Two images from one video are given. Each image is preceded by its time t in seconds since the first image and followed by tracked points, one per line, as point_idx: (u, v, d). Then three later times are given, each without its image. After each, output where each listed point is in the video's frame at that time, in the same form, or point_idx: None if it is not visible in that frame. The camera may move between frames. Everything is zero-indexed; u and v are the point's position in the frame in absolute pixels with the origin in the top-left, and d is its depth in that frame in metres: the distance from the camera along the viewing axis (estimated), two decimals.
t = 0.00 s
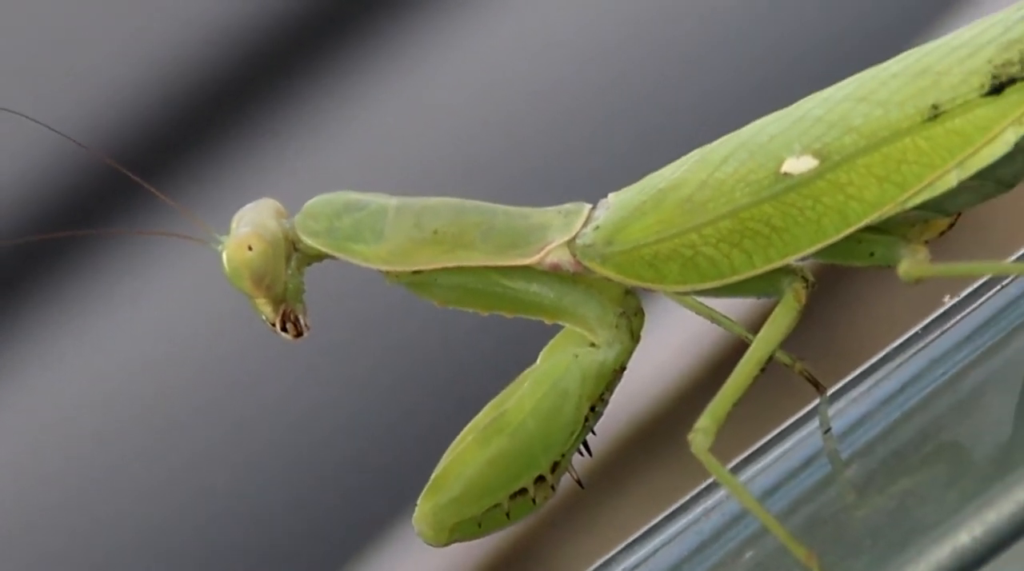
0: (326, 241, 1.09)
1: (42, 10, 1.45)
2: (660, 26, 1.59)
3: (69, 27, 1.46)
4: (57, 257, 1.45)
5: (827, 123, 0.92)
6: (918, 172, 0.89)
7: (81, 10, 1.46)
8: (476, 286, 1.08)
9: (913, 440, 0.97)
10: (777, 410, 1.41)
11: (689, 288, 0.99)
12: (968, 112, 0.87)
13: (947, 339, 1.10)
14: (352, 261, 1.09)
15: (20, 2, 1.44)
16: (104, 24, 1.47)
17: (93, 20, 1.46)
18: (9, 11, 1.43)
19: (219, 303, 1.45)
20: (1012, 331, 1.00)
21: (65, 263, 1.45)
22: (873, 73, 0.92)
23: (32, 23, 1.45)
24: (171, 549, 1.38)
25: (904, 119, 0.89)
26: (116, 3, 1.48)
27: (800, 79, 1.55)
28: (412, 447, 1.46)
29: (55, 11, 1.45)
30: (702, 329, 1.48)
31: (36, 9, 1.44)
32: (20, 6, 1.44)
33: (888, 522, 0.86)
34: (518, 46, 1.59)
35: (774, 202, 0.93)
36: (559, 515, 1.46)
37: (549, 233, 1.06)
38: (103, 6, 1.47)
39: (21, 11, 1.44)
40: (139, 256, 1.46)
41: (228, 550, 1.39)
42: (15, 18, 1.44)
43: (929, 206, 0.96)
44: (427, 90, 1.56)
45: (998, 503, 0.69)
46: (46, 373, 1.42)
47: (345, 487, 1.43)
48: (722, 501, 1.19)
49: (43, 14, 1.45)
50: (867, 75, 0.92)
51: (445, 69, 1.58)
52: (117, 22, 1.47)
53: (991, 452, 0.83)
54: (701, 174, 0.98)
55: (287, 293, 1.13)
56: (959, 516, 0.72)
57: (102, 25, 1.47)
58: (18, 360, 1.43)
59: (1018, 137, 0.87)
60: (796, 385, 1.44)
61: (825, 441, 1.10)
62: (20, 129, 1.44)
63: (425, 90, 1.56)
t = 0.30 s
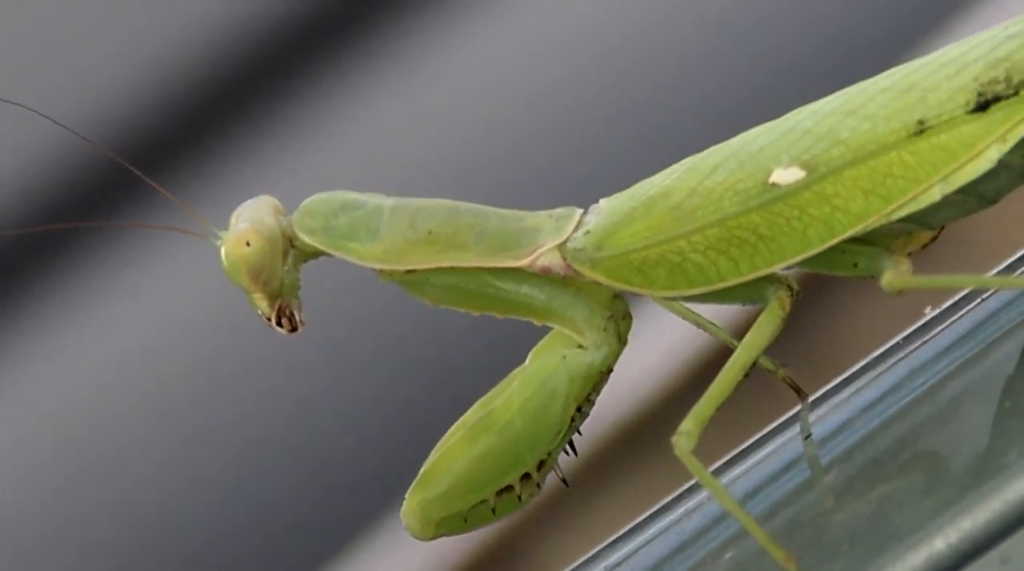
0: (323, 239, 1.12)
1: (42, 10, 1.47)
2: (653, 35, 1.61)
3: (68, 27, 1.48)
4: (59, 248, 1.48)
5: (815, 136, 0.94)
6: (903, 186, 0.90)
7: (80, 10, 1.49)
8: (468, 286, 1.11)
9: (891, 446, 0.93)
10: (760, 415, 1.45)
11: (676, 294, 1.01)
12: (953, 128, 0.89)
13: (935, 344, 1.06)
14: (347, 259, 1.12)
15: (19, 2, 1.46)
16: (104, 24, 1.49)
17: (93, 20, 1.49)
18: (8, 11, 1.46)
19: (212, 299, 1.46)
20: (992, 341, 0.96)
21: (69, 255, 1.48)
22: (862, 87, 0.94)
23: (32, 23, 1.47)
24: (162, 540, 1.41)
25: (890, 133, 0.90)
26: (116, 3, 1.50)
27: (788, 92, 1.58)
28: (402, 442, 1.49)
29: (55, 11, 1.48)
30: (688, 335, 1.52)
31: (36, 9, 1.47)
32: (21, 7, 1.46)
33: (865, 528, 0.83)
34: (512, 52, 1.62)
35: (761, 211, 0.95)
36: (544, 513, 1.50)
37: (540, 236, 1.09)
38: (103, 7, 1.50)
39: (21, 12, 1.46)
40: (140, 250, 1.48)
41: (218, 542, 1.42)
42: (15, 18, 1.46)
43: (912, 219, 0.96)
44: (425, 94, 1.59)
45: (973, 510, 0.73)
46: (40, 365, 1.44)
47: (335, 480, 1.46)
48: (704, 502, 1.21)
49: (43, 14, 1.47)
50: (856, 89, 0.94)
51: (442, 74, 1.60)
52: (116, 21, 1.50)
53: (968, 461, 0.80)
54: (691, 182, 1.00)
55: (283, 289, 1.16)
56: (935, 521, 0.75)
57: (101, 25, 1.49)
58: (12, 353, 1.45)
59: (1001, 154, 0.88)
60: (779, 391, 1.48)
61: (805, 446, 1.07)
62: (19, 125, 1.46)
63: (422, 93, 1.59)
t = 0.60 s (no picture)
0: (319, 236, 1.14)
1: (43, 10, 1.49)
2: (645, 46, 1.65)
3: (68, 28, 1.50)
4: (61, 239, 1.49)
5: (803, 147, 0.97)
6: (889, 199, 0.93)
7: (81, 10, 1.51)
8: (461, 286, 1.13)
9: (869, 454, 0.92)
10: (743, 419, 1.48)
11: (663, 299, 1.04)
12: (938, 143, 0.91)
13: (916, 355, 1.07)
14: (342, 256, 1.14)
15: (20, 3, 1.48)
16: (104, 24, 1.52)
17: (93, 21, 1.51)
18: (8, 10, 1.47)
19: (204, 295, 1.49)
20: (973, 353, 0.95)
21: (70, 245, 1.49)
22: (850, 102, 0.96)
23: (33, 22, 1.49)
24: (151, 531, 1.44)
25: (878, 147, 0.93)
26: (117, 4, 1.53)
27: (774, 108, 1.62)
28: (390, 438, 1.51)
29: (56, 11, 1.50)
30: (675, 339, 1.57)
31: (36, 9, 1.49)
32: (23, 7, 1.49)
33: (841, 532, 0.81)
34: (508, 58, 1.65)
35: (749, 220, 0.98)
36: (529, 511, 1.53)
37: (532, 239, 1.11)
38: (103, 7, 1.52)
39: (21, 12, 1.48)
40: (141, 244, 1.50)
41: (204, 534, 1.45)
42: (15, 17, 1.48)
43: (896, 231, 0.98)
44: (422, 97, 1.62)
45: (949, 517, 0.70)
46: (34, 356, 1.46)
47: (323, 474, 1.48)
48: (686, 503, 1.22)
49: (44, 14, 1.49)
50: (845, 102, 0.96)
51: (437, 77, 1.63)
52: (116, 22, 1.52)
53: (947, 469, 0.78)
54: (680, 190, 1.02)
55: (279, 284, 1.18)
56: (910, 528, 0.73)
57: (101, 25, 1.52)
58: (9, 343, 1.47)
59: (985, 170, 0.90)
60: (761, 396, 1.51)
61: (787, 451, 1.08)
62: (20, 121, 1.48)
63: (419, 96, 1.62)
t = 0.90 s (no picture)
0: (316, 234, 1.17)
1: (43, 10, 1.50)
2: (639, 54, 1.67)
3: (68, 28, 1.51)
4: (64, 230, 1.51)
5: (792, 158, 0.98)
6: (874, 211, 0.95)
7: (80, 10, 1.51)
8: (453, 286, 1.16)
9: (850, 459, 0.95)
10: (726, 422, 1.52)
11: (651, 303, 1.06)
12: (924, 157, 0.93)
13: (898, 363, 1.09)
14: (338, 253, 1.17)
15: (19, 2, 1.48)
16: (104, 25, 1.52)
17: (93, 20, 1.52)
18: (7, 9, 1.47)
19: (199, 290, 1.50)
20: (953, 364, 0.98)
21: (70, 238, 1.51)
22: (838, 114, 0.98)
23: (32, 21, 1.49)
24: (144, 522, 1.47)
25: (865, 159, 0.95)
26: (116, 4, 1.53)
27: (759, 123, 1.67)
28: (381, 433, 1.54)
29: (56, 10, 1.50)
30: (661, 343, 1.60)
31: (36, 9, 1.49)
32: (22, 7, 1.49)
33: (820, 536, 0.85)
34: (503, 63, 1.67)
35: (737, 228, 1.00)
36: (514, 507, 1.57)
37: (525, 241, 1.14)
38: (102, 7, 1.52)
39: (20, 11, 1.48)
40: (140, 236, 1.52)
41: (196, 522, 1.48)
42: (15, 17, 1.48)
43: (882, 243, 1.00)
44: (419, 99, 1.64)
45: (925, 524, 0.71)
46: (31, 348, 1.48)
47: (313, 467, 1.51)
48: (668, 504, 1.25)
49: (44, 14, 1.50)
50: (835, 114, 0.98)
51: (433, 81, 1.65)
52: (116, 22, 1.53)
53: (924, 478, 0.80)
54: (671, 197, 1.05)
55: (276, 279, 1.21)
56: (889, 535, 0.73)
57: (101, 26, 1.53)
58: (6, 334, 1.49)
59: (969, 185, 0.92)
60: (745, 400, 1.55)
61: (769, 454, 1.11)
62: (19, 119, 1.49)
63: (417, 98, 1.64)
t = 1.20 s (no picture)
0: (313, 231, 1.19)
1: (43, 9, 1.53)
2: (631, 63, 1.71)
3: (69, 28, 1.54)
4: (67, 220, 1.54)
5: (781, 169, 1.01)
6: (860, 223, 0.97)
7: (80, 9, 1.54)
8: (446, 285, 1.19)
9: (832, 463, 0.97)
10: (710, 425, 1.55)
11: (640, 307, 1.09)
12: (910, 171, 0.95)
13: (877, 373, 1.13)
14: (335, 251, 1.19)
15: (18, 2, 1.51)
16: (105, 26, 1.55)
17: (94, 21, 1.55)
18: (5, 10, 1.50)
19: (197, 282, 1.53)
20: (932, 375, 1.01)
21: (73, 228, 1.54)
22: (827, 127, 1.01)
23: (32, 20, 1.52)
24: (135, 514, 1.50)
25: (852, 171, 0.97)
26: (116, 5, 1.56)
27: (752, 134, 1.69)
28: (371, 428, 1.57)
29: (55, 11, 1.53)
30: (648, 346, 1.64)
31: (37, 10, 1.52)
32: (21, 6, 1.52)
33: (801, 539, 0.85)
34: (495, 69, 1.70)
35: (725, 236, 1.03)
36: (501, 504, 1.60)
37: (517, 244, 1.17)
38: (103, 8, 1.55)
39: (20, 12, 1.51)
40: (142, 228, 1.55)
41: (187, 514, 1.51)
42: (15, 17, 1.51)
43: (867, 253, 1.02)
44: (417, 102, 1.67)
45: (900, 529, 0.67)
46: (26, 338, 1.50)
47: (304, 459, 1.54)
48: (652, 504, 1.27)
49: (44, 13, 1.53)
50: (824, 127, 1.00)
51: (428, 85, 1.68)
52: (117, 24, 1.56)
53: (903, 485, 0.80)
54: (662, 204, 1.07)
55: (273, 275, 1.24)
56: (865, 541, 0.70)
57: (102, 27, 1.55)
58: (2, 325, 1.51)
59: (954, 198, 0.94)
60: (729, 404, 1.58)
61: (750, 458, 1.15)
62: (18, 116, 1.52)
63: (414, 101, 1.67)
